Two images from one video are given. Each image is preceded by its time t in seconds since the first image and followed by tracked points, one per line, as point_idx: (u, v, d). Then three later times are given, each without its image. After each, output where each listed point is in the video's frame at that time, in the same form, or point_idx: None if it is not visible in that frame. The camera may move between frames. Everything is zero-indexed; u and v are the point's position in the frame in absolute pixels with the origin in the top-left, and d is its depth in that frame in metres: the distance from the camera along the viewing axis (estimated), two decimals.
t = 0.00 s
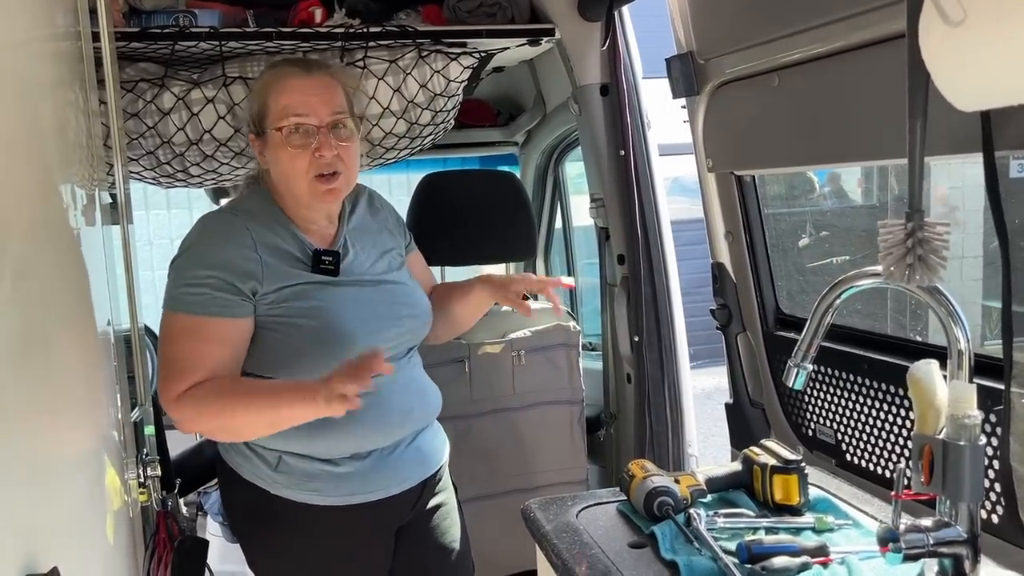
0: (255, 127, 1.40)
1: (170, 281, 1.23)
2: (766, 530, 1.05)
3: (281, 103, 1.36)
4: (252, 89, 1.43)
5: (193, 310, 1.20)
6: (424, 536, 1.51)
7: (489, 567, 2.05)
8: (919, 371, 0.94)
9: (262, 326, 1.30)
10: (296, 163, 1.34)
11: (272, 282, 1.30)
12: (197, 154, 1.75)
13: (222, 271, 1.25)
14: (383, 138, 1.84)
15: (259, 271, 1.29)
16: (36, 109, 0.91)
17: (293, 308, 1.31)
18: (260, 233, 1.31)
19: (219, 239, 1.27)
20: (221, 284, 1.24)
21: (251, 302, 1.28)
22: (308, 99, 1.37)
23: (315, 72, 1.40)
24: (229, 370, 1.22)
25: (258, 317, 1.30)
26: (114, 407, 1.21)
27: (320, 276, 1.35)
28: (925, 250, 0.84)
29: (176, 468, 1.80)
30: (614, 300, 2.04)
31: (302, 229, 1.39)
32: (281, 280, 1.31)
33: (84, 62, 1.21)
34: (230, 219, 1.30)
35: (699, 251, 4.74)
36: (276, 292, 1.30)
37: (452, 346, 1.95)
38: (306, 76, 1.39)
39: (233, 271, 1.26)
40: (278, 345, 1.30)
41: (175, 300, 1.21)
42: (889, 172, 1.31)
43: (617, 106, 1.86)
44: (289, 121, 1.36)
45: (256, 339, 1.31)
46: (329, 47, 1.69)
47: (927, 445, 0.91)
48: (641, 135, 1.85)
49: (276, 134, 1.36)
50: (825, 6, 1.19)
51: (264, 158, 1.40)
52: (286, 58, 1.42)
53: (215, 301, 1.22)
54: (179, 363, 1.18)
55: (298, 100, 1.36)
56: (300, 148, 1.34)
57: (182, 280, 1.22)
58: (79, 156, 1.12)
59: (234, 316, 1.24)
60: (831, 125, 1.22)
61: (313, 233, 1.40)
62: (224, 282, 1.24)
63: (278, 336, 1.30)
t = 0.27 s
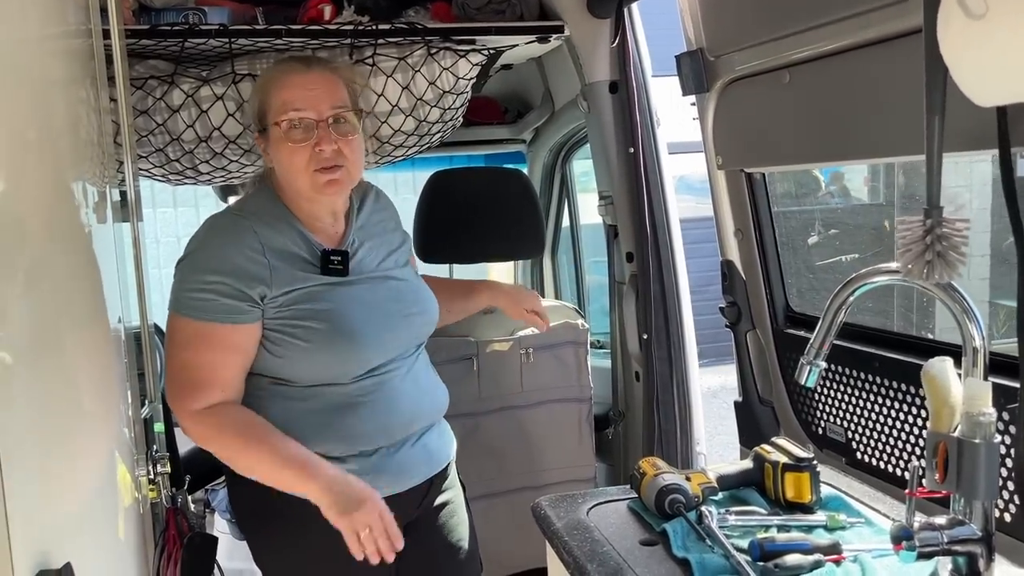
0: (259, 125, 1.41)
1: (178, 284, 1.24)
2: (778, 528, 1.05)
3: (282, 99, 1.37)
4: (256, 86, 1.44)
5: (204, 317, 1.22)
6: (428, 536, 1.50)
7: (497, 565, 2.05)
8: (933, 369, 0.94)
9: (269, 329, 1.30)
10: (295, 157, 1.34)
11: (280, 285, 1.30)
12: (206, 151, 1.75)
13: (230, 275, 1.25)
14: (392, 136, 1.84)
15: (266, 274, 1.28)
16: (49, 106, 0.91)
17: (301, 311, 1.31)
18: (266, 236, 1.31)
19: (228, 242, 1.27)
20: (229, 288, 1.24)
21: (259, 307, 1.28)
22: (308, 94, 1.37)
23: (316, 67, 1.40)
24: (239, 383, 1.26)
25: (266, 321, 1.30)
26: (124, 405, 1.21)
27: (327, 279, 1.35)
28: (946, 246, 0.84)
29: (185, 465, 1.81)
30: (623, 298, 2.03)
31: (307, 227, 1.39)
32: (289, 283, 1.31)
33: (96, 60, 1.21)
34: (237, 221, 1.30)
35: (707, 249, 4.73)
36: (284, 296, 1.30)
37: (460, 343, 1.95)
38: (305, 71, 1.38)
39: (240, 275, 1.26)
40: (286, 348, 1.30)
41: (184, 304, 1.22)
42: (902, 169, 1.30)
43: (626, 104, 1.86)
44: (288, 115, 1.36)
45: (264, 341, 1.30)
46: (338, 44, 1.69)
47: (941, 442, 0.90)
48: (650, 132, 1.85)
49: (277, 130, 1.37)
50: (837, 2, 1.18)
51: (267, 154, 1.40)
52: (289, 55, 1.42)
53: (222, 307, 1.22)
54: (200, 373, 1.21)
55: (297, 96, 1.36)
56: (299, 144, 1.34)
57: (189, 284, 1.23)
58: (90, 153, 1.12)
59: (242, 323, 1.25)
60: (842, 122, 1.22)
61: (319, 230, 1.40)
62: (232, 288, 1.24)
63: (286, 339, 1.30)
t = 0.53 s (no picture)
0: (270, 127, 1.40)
1: (195, 283, 1.24)
2: (784, 527, 1.05)
3: (295, 105, 1.36)
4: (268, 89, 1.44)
5: (222, 318, 1.22)
6: (433, 536, 1.51)
7: (503, 563, 2.05)
8: (941, 368, 0.94)
9: (284, 327, 1.30)
10: (308, 166, 1.34)
11: (295, 283, 1.30)
12: (212, 150, 1.75)
13: (248, 273, 1.25)
14: (398, 134, 1.84)
15: (281, 272, 1.28)
16: (55, 103, 0.91)
17: (315, 309, 1.31)
18: (280, 234, 1.31)
19: (244, 242, 1.27)
20: (247, 287, 1.24)
21: (275, 305, 1.28)
22: (322, 101, 1.36)
23: (330, 73, 1.39)
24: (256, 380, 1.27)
25: (281, 318, 1.30)
26: (131, 402, 1.22)
27: (341, 277, 1.35)
28: (957, 244, 0.83)
29: (191, 463, 1.81)
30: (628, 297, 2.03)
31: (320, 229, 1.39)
32: (304, 281, 1.31)
33: (102, 58, 1.21)
34: (252, 220, 1.30)
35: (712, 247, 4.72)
36: (298, 294, 1.30)
37: (466, 342, 1.95)
38: (319, 78, 1.38)
39: (258, 273, 1.26)
40: (300, 346, 1.31)
41: (202, 304, 1.22)
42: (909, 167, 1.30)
43: (632, 102, 1.85)
44: (302, 122, 1.36)
45: (279, 340, 1.30)
46: (344, 43, 1.70)
47: (949, 441, 0.90)
48: (656, 131, 1.85)
49: (289, 136, 1.37)
50: None
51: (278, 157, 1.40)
52: (302, 58, 1.42)
53: (240, 305, 1.23)
54: (221, 378, 1.22)
55: (311, 103, 1.36)
56: (312, 151, 1.34)
57: (207, 283, 1.23)
58: (96, 151, 1.12)
59: (258, 321, 1.25)
60: (850, 120, 1.21)
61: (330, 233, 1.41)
62: (250, 286, 1.24)
63: (301, 337, 1.30)
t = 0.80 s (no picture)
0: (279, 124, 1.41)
1: (209, 281, 1.24)
2: (790, 527, 1.05)
3: (302, 101, 1.37)
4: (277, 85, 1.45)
5: (236, 316, 1.22)
6: (436, 527, 1.51)
7: (507, 562, 2.05)
8: (949, 370, 0.96)
9: (295, 325, 1.30)
10: (313, 161, 1.34)
11: (305, 282, 1.30)
12: (218, 149, 1.76)
13: (262, 271, 1.25)
14: (403, 133, 1.84)
15: (293, 270, 1.29)
16: (61, 103, 0.92)
17: (325, 307, 1.31)
18: (291, 232, 1.31)
19: (256, 240, 1.27)
20: (262, 284, 1.25)
21: (286, 302, 1.28)
22: (328, 98, 1.37)
23: (337, 70, 1.40)
24: (274, 379, 1.28)
25: (292, 316, 1.30)
26: (137, 401, 1.22)
27: (349, 276, 1.35)
28: (957, 244, 0.83)
29: (196, 462, 1.81)
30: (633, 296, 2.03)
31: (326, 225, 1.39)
32: (315, 280, 1.31)
33: (108, 58, 1.21)
34: (261, 218, 1.30)
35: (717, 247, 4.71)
36: (308, 292, 1.31)
37: (470, 341, 1.95)
38: (326, 76, 1.39)
39: (271, 271, 1.26)
40: (310, 344, 1.31)
41: (216, 300, 1.23)
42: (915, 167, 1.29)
43: (637, 101, 1.85)
44: (308, 118, 1.36)
45: (290, 338, 1.31)
46: (349, 42, 1.69)
47: (954, 442, 0.89)
48: (662, 130, 1.84)
49: (295, 132, 1.37)
50: None
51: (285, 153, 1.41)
52: (310, 56, 1.42)
53: (256, 303, 1.23)
54: (238, 378, 1.23)
55: (318, 99, 1.37)
56: (317, 147, 1.34)
57: (220, 282, 1.23)
58: (102, 151, 1.13)
59: (272, 319, 1.25)
60: (855, 120, 1.21)
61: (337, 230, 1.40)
62: (265, 283, 1.25)
63: (310, 335, 1.31)
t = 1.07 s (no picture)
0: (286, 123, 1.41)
1: (214, 280, 1.24)
2: (795, 526, 1.04)
3: (310, 102, 1.37)
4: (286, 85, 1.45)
5: (241, 315, 1.22)
6: (439, 524, 1.51)
7: (511, 560, 2.05)
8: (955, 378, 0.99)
9: (300, 324, 1.30)
10: (319, 161, 1.34)
11: (310, 281, 1.30)
12: (223, 148, 1.76)
13: (267, 271, 1.25)
14: (407, 132, 1.83)
15: (298, 270, 1.29)
16: (66, 102, 0.92)
17: (331, 306, 1.31)
18: (296, 231, 1.31)
19: (261, 239, 1.27)
20: (268, 283, 1.25)
21: (291, 301, 1.28)
22: (337, 99, 1.37)
23: (347, 72, 1.40)
24: (280, 378, 1.28)
25: (297, 315, 1.30)
26: (142, 399, 1.22)
27: (354, 275, 1.35)
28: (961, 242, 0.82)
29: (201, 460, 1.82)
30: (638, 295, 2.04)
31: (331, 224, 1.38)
32: (320, 279, 1.31)
33: (113, 56, 1.22)
34: (265, 218, 1.30)
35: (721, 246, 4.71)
36: (313, 292, 1.31)
37: (474, 340, 1.95)
38: (336, 77, 1.39)
39: (276, 270, 1.26)
40: (316, 343, 1.31)
41: (221, 300, 1.22)
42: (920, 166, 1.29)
43: (641, 99, 1.85)
44: (316, 119, 1.36)
45: (295, 337, 1.31)
46: (353, 40, 1.69)
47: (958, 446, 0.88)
48: (667, 129, 1.85)
49: (303, 131, 1.37)
50: None
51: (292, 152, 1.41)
52: (319, 57, 1.43)
53: (262, 303, 1.23)
54: (244, 377, 1.23)
55: (327, 100, 1.37)
56: (325, 147, 1.35)
57: (226, 281, 1.23)
58: (107, 149, 1.13)
59: (278, 318, 1.25)
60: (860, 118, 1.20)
61: (341, 230, 1.40)
62: (270, 283, 1.25)
63: (315, 334, 1.31)
